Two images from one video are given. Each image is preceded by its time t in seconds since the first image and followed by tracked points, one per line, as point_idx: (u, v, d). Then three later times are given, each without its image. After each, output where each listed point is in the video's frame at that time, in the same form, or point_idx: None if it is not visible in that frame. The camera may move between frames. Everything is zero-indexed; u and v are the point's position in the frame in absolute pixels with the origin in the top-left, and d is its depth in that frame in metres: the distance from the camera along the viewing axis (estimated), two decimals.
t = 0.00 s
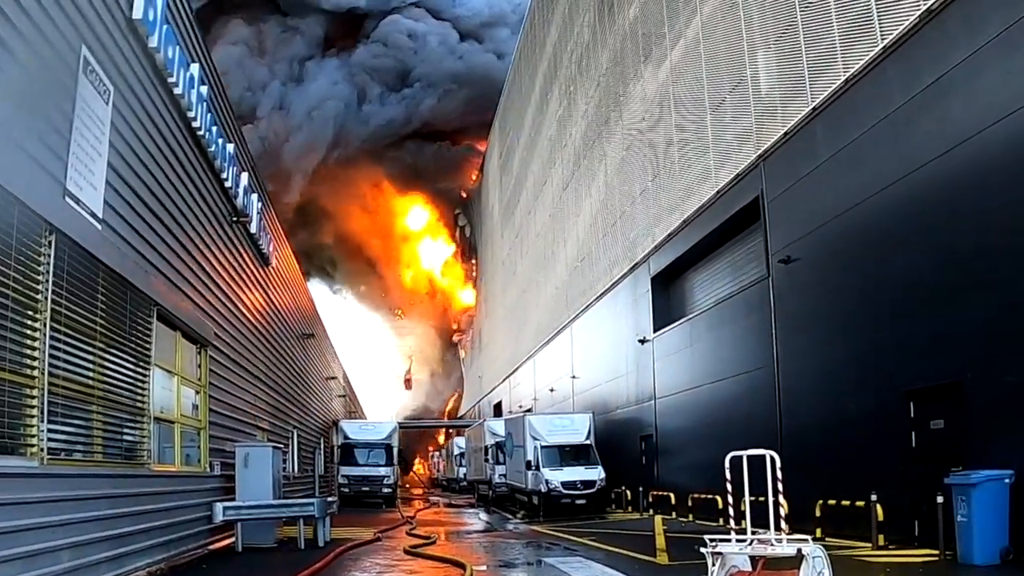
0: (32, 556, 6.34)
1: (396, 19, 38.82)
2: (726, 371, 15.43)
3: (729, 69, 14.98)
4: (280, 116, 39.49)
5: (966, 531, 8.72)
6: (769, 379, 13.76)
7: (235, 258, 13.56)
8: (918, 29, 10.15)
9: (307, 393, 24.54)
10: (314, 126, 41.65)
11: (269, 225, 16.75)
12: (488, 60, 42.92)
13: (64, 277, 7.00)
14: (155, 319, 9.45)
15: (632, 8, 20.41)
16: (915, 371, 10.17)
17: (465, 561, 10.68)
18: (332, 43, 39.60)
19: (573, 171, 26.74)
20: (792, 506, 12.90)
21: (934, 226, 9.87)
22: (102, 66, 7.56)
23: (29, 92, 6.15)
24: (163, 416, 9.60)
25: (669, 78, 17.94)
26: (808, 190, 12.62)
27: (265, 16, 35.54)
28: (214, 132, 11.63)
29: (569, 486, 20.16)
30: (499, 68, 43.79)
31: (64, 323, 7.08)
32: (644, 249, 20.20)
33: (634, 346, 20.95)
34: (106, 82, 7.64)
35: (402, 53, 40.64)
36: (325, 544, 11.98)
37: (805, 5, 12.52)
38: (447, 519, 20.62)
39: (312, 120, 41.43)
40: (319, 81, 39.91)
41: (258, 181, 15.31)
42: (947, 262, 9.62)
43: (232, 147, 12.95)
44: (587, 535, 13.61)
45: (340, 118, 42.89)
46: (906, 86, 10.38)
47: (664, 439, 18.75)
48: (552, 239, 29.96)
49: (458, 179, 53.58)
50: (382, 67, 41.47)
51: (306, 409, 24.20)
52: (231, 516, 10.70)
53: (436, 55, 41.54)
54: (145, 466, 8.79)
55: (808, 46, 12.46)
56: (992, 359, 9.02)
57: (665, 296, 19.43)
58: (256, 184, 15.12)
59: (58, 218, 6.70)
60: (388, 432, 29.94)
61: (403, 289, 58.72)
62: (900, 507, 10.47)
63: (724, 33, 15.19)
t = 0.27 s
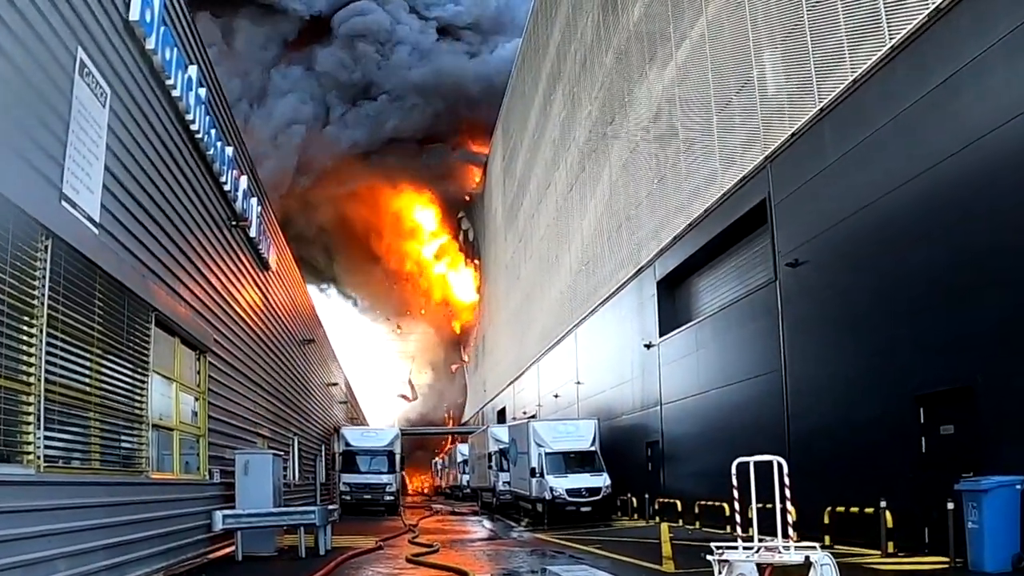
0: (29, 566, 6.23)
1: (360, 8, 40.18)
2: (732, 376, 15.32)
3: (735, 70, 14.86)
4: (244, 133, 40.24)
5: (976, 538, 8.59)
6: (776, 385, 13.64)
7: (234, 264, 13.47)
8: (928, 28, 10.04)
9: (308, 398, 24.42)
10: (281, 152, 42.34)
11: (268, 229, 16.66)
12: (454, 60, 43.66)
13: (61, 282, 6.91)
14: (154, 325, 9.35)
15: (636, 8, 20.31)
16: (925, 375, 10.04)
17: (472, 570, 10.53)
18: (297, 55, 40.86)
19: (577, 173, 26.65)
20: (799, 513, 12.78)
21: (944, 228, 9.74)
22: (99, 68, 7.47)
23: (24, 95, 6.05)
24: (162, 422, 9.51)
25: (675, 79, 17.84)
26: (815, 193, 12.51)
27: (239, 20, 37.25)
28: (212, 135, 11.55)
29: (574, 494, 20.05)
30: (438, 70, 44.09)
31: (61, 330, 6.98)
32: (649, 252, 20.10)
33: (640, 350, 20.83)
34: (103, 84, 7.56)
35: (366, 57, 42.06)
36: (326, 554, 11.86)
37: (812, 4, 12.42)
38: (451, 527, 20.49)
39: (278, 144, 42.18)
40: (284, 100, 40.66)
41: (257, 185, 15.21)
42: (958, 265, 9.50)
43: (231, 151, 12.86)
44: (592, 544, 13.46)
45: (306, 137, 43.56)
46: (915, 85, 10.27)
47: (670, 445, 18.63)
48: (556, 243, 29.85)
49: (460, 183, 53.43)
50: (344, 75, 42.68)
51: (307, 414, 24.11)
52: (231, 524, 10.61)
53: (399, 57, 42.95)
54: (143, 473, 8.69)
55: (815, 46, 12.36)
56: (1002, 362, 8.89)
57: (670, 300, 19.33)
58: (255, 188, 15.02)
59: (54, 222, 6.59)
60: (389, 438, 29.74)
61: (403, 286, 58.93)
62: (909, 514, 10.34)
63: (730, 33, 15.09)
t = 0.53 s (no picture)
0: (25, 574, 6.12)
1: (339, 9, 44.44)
2: (738, 381, 15.22)
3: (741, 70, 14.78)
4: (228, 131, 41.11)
5: (985, 543, 8.47)
6: (783, 389, 13.53)
7: (233, 267, 13.40)
8: (935, 27, 9.96)
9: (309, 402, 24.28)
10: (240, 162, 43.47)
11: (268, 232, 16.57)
12: (422, 63, 47.07)
13: (57, 285, 6.81)
14: (152, 329, 9.26)
15: (640, 8, 20.24)
16: (934, 379, 9.92)
17: None
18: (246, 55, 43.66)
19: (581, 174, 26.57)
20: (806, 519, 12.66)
21: (952, 229, 9.64)
22: (96, 69, 7.39)
23: (20, 96, 5.96)
24: (161, 427, 9.43)
25: (679, 79, 17.76)
26: (821, 194, 12.42)
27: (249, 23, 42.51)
28: (212, 137, 11.48)
29: (579, 499, 19.93)
30: (401, 83, 47.49)
31: (57, 334, 6.88)
32: (654, 255, 20.00)
33: (645, 355, 20.73)
34: (100, 86, 7.47)
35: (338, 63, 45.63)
36: (328, 561, 11.72)
37: (818, 3, 12.35)
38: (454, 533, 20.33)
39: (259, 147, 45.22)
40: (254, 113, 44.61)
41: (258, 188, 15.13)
42: (967, 266, 9.40)
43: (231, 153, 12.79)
44: (596, 550, 13.32)
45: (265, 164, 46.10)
46: (923, 85, 10.17)
47: (676, 449, 18.52)
48: (560, 245, 29.79)
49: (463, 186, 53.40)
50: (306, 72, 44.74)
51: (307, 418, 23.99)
52: (231, 530, 10.48)
53: (361, 71, 46.72)
54: (142, 479, 8.59)
55: (820, 46, 12.28)
56: (1012, 364, 8.78)
57: (675, 303, 19.23)
58: (255, 191, 14.93)
59: (51, 225, 6.50)
60: (390, 443, 29.64)
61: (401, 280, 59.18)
62: (918, 519, 10.22)
63: (734, 32, 15.03)
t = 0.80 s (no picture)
0: None
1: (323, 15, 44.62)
2: (744, 385, 15.15)
3: (746, 69, 14.70)
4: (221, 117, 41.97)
5: (992, 548, 8.39)
6: (789, 393, 13.45)
7: (234, 269, 13.32)
8: (943, 25, 9.88)
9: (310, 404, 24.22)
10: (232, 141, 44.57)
11: (269, 233, 16.49)
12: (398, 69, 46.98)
13: (56, 288, 6.73)
14: (152, 332, 9.18)
15: (645, 6, 20.17)
16: (942, 382, 9.84)
17: None
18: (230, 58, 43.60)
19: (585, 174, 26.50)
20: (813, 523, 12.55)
21: (961, 230, 9.56)
22: (94, 71, 7.32)
23: (17, 98, 5.89)
24: (161, 432, 9.35)
25: (684, 79, 17.68)
26: (827, 195, 12.34)
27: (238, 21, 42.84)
28: (211, 139, 11.41)
29: (583, 504, 19.90)
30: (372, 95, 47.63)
31: (56, 338, 6.80)
32: (659, 256, 19.92)
33: (649, 358, 20.65)
34: (98, 87, 7.41)
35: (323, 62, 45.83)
36: (330, 567, 11.62)
37: (825, 2, 12.28)
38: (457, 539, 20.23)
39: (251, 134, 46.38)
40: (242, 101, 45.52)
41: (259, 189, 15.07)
42: (974, 268, 9.32)
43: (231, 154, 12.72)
44: (601, 555, 13.22)
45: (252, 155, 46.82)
46: (930, 84, 10.09)
47: (682, 454, 18.43)
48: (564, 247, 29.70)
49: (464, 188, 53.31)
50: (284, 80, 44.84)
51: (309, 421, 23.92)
52: (232, 536, 10.37)
53: (332, 81, 46.17)
54: (141, 484, 8.51)
55: (826, 46, 12.22)
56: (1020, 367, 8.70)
57: (680, 306, 19.15)
58: (256, 193, 14.86)
59: (50, 228, 6.43)
60: (393, 449, 29.53)
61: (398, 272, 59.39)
62: (925, 524, 10.15)
63: (740, 31, 14.96)
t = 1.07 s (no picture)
0: None
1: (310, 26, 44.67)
2: (750, 387, 15.07)
3: (751, 69, 14.64)
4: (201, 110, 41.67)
5: (999, 553, 8.32)
6: (795, 395, 13.37)
7: (235, 272, 13.26)
8: (948, 24, 9.83)
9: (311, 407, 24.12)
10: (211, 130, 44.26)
11: (270, 236, 16.42)
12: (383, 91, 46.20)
13: (55, 291, 6.68)
14: (152, 336, 9.13)
15: (648, 6, 20.11)
16: (948, 384, 9.78)
17: None
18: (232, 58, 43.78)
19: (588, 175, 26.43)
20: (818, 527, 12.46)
21: (967, 230, 9.50)
22: (93, 73, 7.28)
23: (15, 100, 5.83)
24: (162, 436, 9.29)
25: (688, 79, 17.61)
26: (832, 195, 12.29)
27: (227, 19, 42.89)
28: (212, 141, 11.37)
29: (588, 507, 19.84)
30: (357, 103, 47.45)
31: (55, 342, 6.74)
32: (663, 258, 19.84)
33: (654, 359, 20.57)
34: (98, 89, 7.36)
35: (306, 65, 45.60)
36: (334, 572, 11.52)
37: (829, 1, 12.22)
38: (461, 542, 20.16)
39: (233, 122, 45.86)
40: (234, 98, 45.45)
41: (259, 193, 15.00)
42: (980, 270, 9.27)
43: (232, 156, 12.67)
44: (605, 559, 13.15)
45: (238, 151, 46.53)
46: (935, 84, 10.04)
47: (686, 456, 18.35)
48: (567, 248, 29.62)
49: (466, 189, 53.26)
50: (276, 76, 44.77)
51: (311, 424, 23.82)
52: (233, 541, 10.28)
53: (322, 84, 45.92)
54: (142, 489, 8.45)
55: (831, 45, 12.17)
56: None
57: (685, 307, 19.08)
58: (258, 195, 14.81)
59: (49, 231, 6.37)
60: (396, 451, 29.51)
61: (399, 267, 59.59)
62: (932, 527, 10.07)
63: (744, 30, 14.91)
